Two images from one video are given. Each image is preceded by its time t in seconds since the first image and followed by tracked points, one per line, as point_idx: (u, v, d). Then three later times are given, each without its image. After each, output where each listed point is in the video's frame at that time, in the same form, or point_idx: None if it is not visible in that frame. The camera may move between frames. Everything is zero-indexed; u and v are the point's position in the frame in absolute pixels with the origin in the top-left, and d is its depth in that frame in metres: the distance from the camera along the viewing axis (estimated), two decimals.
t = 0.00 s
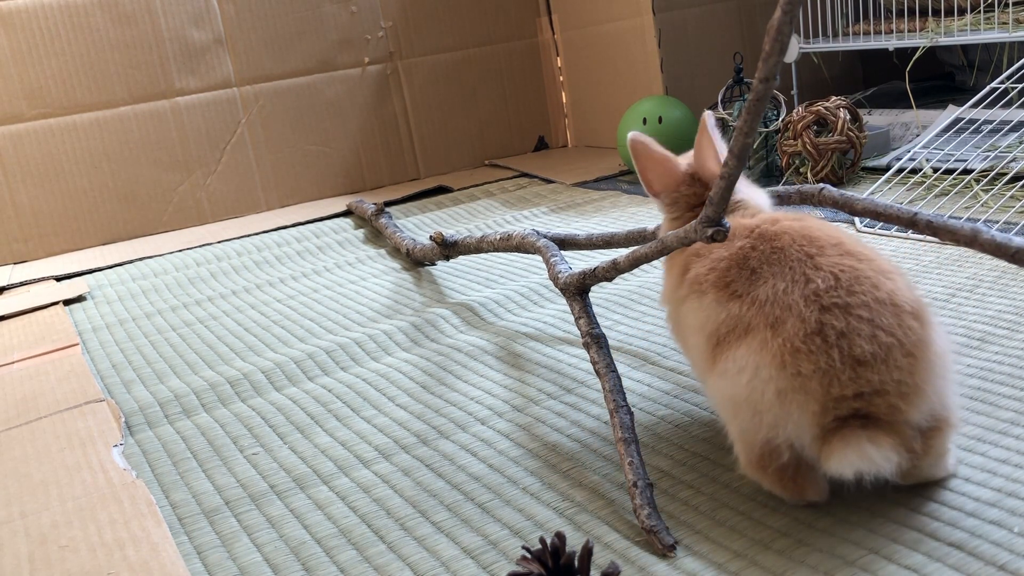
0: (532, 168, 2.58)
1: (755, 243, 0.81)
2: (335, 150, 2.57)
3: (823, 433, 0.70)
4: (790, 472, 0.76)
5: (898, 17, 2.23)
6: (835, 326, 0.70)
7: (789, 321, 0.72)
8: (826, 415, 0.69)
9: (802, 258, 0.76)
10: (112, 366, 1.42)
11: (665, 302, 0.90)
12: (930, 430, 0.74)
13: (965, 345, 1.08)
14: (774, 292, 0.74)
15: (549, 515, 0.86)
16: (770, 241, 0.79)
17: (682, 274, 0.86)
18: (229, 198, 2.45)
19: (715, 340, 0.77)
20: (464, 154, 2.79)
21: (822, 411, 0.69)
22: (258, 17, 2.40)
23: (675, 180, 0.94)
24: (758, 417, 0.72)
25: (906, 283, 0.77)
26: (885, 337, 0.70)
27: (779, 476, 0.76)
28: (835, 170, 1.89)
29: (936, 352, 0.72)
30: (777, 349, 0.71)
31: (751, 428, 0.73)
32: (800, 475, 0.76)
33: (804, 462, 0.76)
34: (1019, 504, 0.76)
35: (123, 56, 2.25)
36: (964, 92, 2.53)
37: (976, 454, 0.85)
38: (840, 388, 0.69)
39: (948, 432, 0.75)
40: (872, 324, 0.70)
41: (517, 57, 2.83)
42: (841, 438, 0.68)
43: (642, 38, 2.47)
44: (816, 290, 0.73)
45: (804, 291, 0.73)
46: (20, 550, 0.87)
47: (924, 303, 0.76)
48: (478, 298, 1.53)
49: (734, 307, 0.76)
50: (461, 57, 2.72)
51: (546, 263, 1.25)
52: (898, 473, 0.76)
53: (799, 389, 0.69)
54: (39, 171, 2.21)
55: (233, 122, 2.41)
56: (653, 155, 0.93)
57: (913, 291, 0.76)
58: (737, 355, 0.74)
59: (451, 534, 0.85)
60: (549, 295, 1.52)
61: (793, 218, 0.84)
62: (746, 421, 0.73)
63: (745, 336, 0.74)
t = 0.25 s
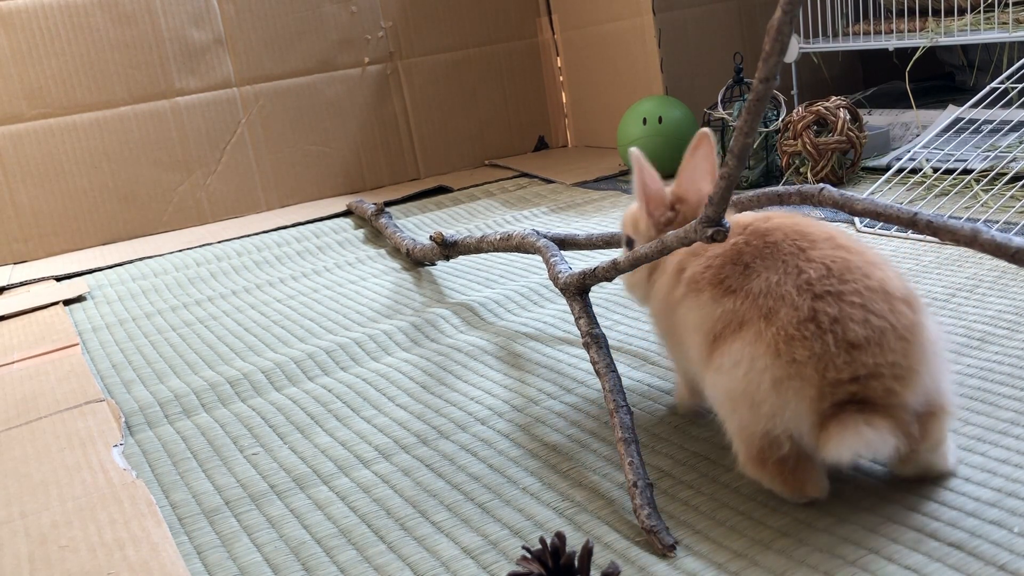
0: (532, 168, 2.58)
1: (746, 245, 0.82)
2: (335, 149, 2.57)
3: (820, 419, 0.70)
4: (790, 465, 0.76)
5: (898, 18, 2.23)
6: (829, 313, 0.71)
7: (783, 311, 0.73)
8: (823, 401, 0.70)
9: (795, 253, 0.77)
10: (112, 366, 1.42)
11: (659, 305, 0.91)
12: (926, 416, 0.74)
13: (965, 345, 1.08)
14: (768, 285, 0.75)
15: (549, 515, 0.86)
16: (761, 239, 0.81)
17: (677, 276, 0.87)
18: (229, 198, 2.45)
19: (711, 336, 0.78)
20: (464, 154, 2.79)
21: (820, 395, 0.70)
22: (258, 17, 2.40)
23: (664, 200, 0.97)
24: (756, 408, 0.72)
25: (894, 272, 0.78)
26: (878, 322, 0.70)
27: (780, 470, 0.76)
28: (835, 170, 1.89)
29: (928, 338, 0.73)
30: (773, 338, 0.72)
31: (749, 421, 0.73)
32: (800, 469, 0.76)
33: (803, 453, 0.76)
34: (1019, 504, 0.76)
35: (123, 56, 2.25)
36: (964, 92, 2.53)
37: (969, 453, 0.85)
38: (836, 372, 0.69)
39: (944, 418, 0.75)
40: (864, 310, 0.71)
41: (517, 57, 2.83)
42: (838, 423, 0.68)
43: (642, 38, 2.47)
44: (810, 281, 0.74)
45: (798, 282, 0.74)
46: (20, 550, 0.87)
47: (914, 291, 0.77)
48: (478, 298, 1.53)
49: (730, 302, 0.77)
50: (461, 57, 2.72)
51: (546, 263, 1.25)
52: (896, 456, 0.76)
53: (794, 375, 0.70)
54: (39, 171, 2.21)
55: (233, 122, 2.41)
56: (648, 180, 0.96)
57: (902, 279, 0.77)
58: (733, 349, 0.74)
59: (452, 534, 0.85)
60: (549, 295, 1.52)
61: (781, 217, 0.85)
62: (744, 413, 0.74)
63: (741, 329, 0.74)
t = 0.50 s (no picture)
0: (532, 168, 2.58)
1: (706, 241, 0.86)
2: (335, 149, 2.57)
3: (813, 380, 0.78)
4: (793, 437, 0.82)
5: (897, 18, 2.23)
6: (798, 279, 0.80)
7: (752, 287, 0.81)
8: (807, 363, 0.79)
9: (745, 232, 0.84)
10: (112, 366, 1.42)
11: (637, 299, 0.96)
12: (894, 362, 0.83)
13: (965, 345, 1.08)
14: (732, 268, 0.83)
15: (549, 515, 0.86)
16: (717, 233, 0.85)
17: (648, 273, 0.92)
18: (229, 198, 2.45)
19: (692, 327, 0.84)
20: (464, 155, 2.79)
21: (806, 351, 0.79)
22: (258, 18, 2.40)
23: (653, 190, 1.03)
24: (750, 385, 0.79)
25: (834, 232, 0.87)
26: (843, 278, 0.80)
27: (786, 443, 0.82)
28: (835, 170, 1.89)
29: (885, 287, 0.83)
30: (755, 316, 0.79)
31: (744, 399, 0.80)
32: (800, 438, 0.82)
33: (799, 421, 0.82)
34: (1019, 504, 0.76)
35: (123, 56, 2.25)
36: (964, 92, 2.53)
37: (912, 396, 0.95)
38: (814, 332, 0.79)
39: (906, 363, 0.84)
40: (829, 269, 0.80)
41: (517, 57, 2.83)
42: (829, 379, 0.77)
43: (642, 38, 2.47)
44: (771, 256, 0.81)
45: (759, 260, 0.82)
46: (20, 550, 0.87)
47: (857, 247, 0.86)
48: (478, 298, 1.53)
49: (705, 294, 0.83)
50: (461, 57, 2.72)
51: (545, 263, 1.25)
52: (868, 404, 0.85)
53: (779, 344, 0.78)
54: (39, 171, 2.21)
55: (233, 122, 2.41)
56: (645, 169, 1.01)
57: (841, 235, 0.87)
58: (723, 342, 0.81)
59: (452, 534, 0.85)
60: (549, 295, 1.52)
61: (761, 203, 0.88)
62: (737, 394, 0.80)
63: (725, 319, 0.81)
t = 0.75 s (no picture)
0: (532, 168, 2.58)
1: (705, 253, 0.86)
2: (335, 149, 2.57)
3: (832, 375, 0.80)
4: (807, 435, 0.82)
5: (898, 18, 2.23)
6: (812, 284, 0.82)
7: (764, 296, 0.81)
8: (820, 371, 0.79)
9: (753, 236, 0.85)
10: (112, 366, 1.42)
11: (641, 299, 0.95)
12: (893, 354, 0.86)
13: (965, 345, 1.08)
14: (740, 277, 0.83)
15: (549, 516, 0.86)
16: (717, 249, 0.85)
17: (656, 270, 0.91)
18: (229, 198, 2.45)
19: (698, 327, 0.82)
20: (464, 155, 2.79)
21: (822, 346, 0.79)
22: (258, 18, 2.40)
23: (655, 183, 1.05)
24: (765, 386, 0.79)
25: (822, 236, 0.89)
26: (843, 281, 0.83)
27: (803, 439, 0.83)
28: (835, 170, 1.89)
29: (886, 300, 0.87)
30: (770, 319, 0.80)
31: (759, 400, 0.80)
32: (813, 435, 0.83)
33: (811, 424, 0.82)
34: (1019, 504, 0.76)
35: (123, 56, 2.25)
36: (964, 92, 2.53)
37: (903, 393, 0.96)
38: (829, 338, 0.80)
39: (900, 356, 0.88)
40: (841, 275, 0.83)
41: (517, 57, 2.83)
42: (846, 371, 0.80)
43: (642, 38, 2.47)
44: (782, 262, 0.83)
45: (770, 264, 0.83)
46: (20, 549, 0.87)
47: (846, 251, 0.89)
48: (478, 298, 1.53)
49: (712, 295, 0.82)
50: (461, 57, 2.72)
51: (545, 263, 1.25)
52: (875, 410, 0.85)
53: (793, 348, 0.79)
54: (39, 171, 2.21)
55: (233, 121, 2.41)
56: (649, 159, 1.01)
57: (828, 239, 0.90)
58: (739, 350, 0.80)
59: (452, 534, 0.85)
60: (549, 295, 1.52)
61: (764, 207, 0.91)
62: (750, 393, 0.80)
63: (737, 322, 0.81)
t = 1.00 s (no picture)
0: (532, 168, 2.58)
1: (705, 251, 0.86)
2: (335, 149, 2.57)
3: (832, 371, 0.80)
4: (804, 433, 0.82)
5: (898, 18, 2.23)
6: (811, 277, 0.82)
7: (764, 292, 0.81)
8: (819, 363, 0.79)
9: (753, 232, 0.86)
10: (112, 366, 1.42)
11: (641, 298, 0.95)
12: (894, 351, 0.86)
13: (966, 345, 1.08)
14: (739, 274, 0.83)
15: (549, 516, 0.86)
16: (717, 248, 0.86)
17: (656, 268, 0.92)
18: (229, 198, 2.45)
19: (698, 322, 0.83)
20: (464, 155, 2.79)
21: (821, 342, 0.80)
22: (259, 18, 2.40)
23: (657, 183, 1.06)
24: (765, 380, 0.79)
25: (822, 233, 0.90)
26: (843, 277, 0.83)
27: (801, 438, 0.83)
28: (835, 170, 1.89)
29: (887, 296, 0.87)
30: (769, 314, 0.80)
31: (759, 395, 0.80)
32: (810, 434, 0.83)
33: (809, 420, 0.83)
34: (1019, 504, 0.76)
35: (123, 56, 2.25)
36: (964, 92, 2.53)
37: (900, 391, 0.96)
38: (828, 331, 0.80)
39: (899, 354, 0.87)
40: (840, 269, 0.84)
41: (517, 57, 2.83)
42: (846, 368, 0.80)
43: (642, 38, 2.47)
44: (781, 256, 0.83)
45: (770, 259, 0.83)
46: (20, 549, 0.87)
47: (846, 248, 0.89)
48: (478, 298, 1.53)
49: (712, 291, 0.83)
50: (461, 57, 2.72)
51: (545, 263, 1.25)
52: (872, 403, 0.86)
53: (793, 342, 0.79)
54: (38, 171, 2.21)
55: (233, 122, 2.41)
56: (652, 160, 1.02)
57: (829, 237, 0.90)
58: (738, 345, 0.80)
59: (452, 534, 0.85)
60: (549, 295, 1.52)
61: (765, 205, 0.92)
62: (750, 388, 0.80)
63: (737, 316, 0.81)
